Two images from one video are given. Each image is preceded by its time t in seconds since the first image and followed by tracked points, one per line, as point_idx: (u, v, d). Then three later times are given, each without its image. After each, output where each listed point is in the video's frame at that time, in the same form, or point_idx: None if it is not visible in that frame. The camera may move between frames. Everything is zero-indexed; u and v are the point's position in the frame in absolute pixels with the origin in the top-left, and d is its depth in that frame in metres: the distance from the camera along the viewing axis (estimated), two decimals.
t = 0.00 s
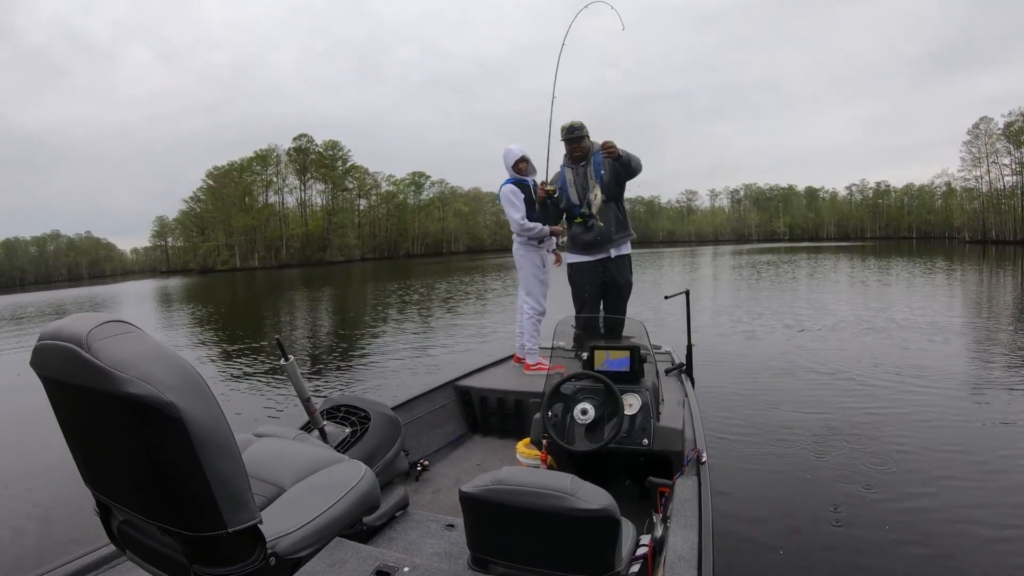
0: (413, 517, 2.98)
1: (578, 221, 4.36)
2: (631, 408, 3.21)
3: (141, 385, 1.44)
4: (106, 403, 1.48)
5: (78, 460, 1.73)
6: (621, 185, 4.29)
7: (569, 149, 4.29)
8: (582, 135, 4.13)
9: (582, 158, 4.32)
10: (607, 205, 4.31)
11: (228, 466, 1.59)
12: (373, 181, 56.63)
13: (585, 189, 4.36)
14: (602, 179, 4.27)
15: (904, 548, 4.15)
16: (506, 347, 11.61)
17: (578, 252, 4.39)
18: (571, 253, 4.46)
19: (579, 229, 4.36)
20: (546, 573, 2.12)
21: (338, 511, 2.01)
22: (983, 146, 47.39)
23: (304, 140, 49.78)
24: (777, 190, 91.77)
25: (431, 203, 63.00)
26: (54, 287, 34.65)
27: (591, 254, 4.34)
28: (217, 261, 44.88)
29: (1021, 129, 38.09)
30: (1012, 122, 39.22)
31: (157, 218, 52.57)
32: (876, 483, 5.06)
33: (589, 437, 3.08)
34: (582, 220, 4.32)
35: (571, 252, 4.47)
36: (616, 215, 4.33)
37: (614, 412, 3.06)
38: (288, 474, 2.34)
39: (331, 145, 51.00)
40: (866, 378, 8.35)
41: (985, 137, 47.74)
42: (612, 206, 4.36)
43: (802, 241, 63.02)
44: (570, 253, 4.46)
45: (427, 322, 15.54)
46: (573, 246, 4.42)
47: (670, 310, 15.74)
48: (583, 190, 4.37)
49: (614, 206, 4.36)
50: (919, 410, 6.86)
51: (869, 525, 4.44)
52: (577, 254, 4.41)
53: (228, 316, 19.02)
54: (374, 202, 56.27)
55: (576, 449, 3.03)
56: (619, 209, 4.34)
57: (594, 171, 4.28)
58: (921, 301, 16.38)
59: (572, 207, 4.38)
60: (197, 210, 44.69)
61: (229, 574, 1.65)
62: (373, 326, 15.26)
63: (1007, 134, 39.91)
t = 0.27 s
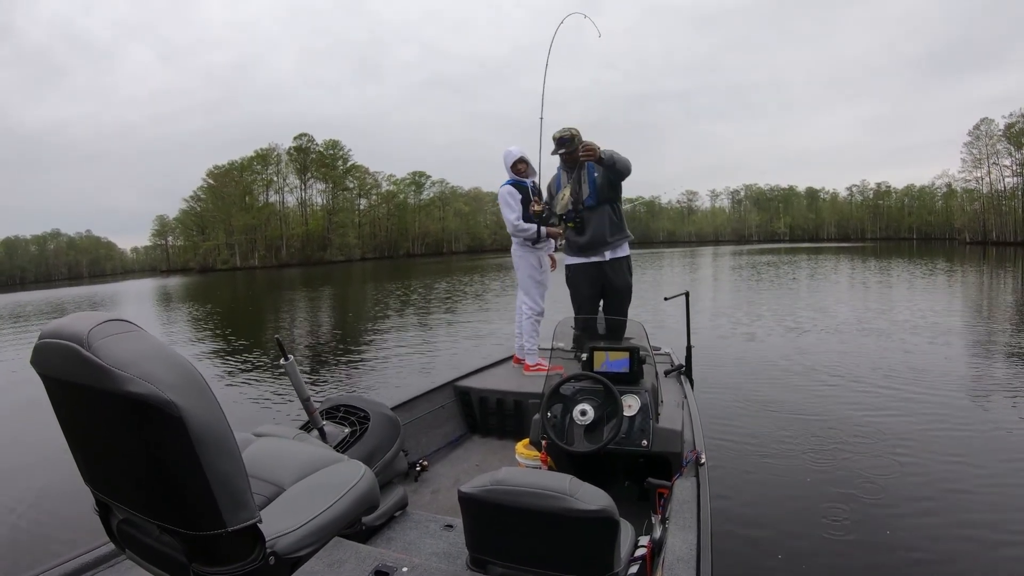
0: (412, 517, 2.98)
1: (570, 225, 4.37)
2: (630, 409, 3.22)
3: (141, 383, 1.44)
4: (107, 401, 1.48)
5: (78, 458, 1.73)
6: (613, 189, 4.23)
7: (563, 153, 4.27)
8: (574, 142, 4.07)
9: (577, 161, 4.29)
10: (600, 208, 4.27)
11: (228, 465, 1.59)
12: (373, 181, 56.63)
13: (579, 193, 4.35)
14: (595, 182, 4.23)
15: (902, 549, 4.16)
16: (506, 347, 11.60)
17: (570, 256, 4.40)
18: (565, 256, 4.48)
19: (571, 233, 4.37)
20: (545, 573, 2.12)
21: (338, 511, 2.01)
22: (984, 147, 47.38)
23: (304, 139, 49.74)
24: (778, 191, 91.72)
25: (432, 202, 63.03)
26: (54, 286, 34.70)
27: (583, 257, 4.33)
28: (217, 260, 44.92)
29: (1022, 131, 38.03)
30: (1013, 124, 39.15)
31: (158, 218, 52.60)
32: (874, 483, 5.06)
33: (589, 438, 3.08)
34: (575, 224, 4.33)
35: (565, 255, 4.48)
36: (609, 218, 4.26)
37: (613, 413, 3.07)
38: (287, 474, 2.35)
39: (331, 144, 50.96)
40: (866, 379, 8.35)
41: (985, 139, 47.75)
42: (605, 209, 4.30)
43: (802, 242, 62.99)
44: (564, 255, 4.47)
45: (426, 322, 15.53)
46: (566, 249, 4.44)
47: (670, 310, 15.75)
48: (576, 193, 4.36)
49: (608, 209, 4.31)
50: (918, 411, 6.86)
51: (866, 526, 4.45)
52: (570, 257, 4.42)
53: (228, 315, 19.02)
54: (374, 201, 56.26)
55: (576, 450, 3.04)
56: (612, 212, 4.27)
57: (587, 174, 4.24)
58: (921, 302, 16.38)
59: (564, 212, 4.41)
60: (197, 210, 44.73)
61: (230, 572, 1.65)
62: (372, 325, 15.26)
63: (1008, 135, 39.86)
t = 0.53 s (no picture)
0: (411, 519, 2.98)
1: (566, 226, 4.37)
2: (629, 410, 3.22)
3: (138, 384, 1.43)
4: (103, 403, 1.48)
5: (75, 461, 1.72)
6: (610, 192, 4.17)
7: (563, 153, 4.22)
8: (571, 141, 4.06)
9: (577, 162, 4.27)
10: (595, 211, 4.24)
11: (225, 468, 1.59)
12: (374, 180, 56.64)
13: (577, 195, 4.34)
14: (592, 184, 4.19)
15: (901, 550, 4.16)
16: (506, 347, 11.61)
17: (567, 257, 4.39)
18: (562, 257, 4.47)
19: (567, 234, 4.36)
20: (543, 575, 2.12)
21: (336, 513, 2.01)
22: (984, 148, 47.38)
23: (305, 138, 49.78)
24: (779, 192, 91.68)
25: (432, 202, 63.08)
26: (54, 285, 34.78)
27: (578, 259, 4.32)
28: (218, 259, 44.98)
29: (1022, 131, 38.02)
30: (1014, 125, 39.14)
31: (158, 217, 52.71)
32: (874, 484, 5.06)
33: (589, 439, 3.08)
34: (571, 226, 4.33)
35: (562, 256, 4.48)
36: (605, 221, 4.21)
37: (613, 414, 3.06)
38: (286, 476, 2.34)
39: (332, 144, 50.97)
40: (866, 380, 8.35)
41: (986, 139, 47.73)
42: (602, 212, 4.26)
43: (803, 242, 63.00)
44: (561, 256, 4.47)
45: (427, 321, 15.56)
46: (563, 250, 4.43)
47: (671, 311, 15.76)
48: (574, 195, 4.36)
49: (605, 212, 4.27)
50: (919, 412, 6.85)
51: (865, 526, 4.45)
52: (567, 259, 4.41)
53: (228, 314, 19.05)
54: (375, 201, 56.25)
55: (575, 451, 3.03)
56: (608, 215, 4.23)
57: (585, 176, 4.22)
58: (922, 303, 16.38)
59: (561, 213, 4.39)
60: (198, 209, 44.82)
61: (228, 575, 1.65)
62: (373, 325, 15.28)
63: (1009, 136, 39.85)
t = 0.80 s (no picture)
0: (410, 518, 2.99)
1: (566, 224, 4.34)
2: (628, 409, 3.23)
3: (138, 382, 1.44)
4: (104, 401, 1.48)
5: (76, 458, 1.73)
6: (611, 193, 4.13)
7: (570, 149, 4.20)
8: (578, 136, 4.04)
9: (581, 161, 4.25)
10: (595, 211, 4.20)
11: (226, 465, 1.59)
12: (375, 179, 56.62)
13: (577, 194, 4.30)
14: (593, 184, 4.15)
15: (900, 549, 4.17)
16: (506, 347, 11.62)
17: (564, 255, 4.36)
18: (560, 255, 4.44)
19: (566, 232, 4.33)
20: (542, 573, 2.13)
21: (336, 510, 2.02)
22: (986, 148, 47.30)
23: (306, 138, 49.76)
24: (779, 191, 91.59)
25: (433, 202, 63.08)
26: (55, 283, 34.82)
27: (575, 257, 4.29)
28: (218, 258, 44.99)
29: None
30: (1015, 125, 39.07)
31: (159, 216, 52.73)
32: (873, 484, 5.07)
33: (587, 438, 3.08)
34: (570, 224, 4.30)
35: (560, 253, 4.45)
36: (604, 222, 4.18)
37: (613, 413, 3.07)
38: (286, 473, 2.35)
39: (333, 143, 50.96)
40: (866, 380, 8.35)
41: (987, 139, 47.66)
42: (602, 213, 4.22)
43: (804, 242, 62.96)
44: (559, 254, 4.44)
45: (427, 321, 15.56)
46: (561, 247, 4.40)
47: (671, 311, 15.77)
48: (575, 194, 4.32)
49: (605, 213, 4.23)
50: (918, 413, 6.86)
51: (864, 526, 4.46)
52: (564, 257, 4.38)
53: (228, 314, 19.06)
54: (375, 200, 56.22)
55: (574, 450, 3.03)
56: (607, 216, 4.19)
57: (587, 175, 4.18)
58: (922, 303, 16.39)
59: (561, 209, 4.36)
60: (198, 208, 44.83)
61: (227, 572, 1.65)
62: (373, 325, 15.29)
63: (1011, 136, 39.79)
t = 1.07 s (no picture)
0: (406, 512, 3.00)
1: (560, 217, 4.32)
2: (626, 407, 3.24)
3: (134, 372, 1.45)
4: (101, 391, 1.50)
5: (72, 448, 1.74)
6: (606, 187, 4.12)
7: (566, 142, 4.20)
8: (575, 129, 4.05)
9: (578, 154, 4.24)
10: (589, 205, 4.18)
11: (221, 457, 1.60)
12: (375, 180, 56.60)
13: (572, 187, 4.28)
14: (588, 178, 4.14)
15: (897, 548, 4.19)
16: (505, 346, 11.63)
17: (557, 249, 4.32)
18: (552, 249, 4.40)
19: (559, 225, 4.31)
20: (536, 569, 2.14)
21: (331, 503, 2.03)
22: (986, 147, 47.25)
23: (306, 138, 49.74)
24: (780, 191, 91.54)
25: (433, 202, 63.08)
26: (56, 285, 34.83)
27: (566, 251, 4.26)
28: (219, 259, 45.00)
29: None
30: (1016, 124, 39.00)
31: (159, 217, 52.74)
32: (871, 484, 5.09)
33: (584, 435, 3.09)
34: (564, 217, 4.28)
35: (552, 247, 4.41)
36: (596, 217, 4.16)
37: (610, 411, 3.08)
38: (282, 466, 2.37)
39: (333, 143, 50.93)
40: (866, 379, 8.36)
41: (988, 138, 47.59)
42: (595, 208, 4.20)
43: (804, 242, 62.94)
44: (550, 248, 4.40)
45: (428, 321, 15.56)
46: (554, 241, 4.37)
47: (671, 311, 15.78)
48: (570, 187, 4.30)
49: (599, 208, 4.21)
50: (917, 411, 6.87)
51: (861, 525, 4.47)
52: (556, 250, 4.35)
53: (229, 314, 19.08)
54: (376, 201, 56.22)
55: (571, 447, 3.05)
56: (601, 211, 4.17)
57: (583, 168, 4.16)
58: (922, 302, 16.40)
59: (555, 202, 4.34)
60: (199, 209, 44.83)
61: (221, 565, 1.67)
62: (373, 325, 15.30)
63: (1011, 136, 39.73)
